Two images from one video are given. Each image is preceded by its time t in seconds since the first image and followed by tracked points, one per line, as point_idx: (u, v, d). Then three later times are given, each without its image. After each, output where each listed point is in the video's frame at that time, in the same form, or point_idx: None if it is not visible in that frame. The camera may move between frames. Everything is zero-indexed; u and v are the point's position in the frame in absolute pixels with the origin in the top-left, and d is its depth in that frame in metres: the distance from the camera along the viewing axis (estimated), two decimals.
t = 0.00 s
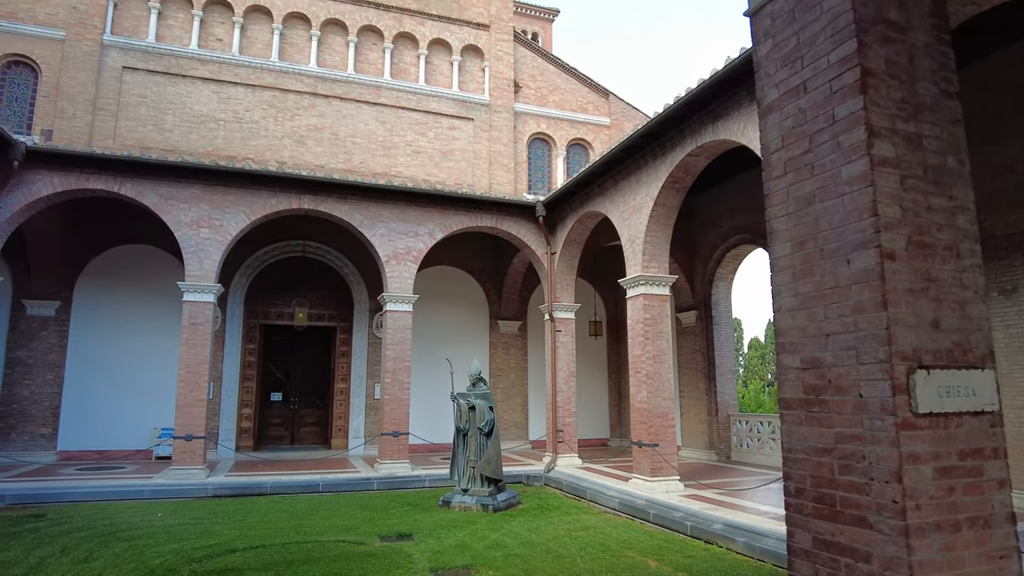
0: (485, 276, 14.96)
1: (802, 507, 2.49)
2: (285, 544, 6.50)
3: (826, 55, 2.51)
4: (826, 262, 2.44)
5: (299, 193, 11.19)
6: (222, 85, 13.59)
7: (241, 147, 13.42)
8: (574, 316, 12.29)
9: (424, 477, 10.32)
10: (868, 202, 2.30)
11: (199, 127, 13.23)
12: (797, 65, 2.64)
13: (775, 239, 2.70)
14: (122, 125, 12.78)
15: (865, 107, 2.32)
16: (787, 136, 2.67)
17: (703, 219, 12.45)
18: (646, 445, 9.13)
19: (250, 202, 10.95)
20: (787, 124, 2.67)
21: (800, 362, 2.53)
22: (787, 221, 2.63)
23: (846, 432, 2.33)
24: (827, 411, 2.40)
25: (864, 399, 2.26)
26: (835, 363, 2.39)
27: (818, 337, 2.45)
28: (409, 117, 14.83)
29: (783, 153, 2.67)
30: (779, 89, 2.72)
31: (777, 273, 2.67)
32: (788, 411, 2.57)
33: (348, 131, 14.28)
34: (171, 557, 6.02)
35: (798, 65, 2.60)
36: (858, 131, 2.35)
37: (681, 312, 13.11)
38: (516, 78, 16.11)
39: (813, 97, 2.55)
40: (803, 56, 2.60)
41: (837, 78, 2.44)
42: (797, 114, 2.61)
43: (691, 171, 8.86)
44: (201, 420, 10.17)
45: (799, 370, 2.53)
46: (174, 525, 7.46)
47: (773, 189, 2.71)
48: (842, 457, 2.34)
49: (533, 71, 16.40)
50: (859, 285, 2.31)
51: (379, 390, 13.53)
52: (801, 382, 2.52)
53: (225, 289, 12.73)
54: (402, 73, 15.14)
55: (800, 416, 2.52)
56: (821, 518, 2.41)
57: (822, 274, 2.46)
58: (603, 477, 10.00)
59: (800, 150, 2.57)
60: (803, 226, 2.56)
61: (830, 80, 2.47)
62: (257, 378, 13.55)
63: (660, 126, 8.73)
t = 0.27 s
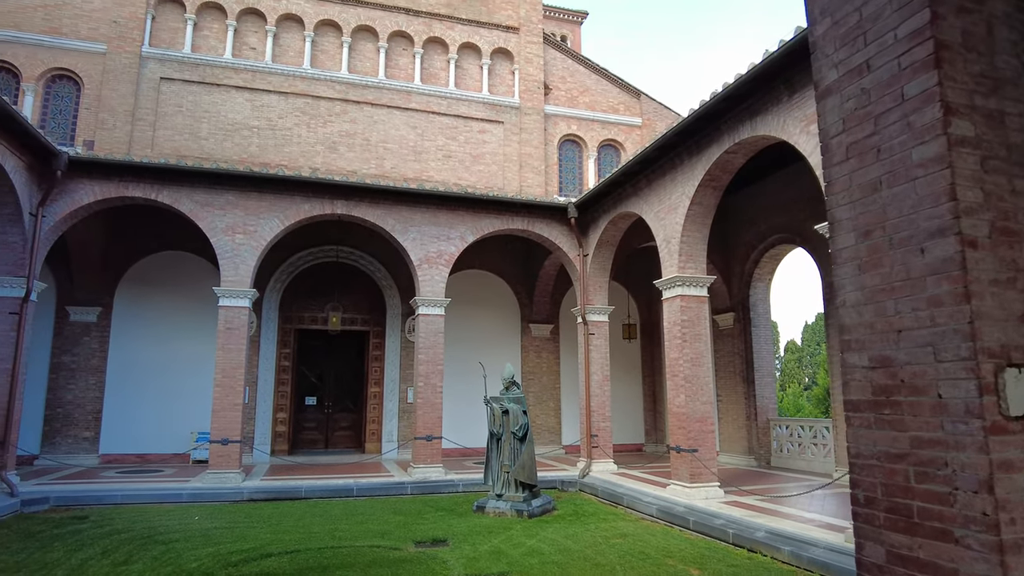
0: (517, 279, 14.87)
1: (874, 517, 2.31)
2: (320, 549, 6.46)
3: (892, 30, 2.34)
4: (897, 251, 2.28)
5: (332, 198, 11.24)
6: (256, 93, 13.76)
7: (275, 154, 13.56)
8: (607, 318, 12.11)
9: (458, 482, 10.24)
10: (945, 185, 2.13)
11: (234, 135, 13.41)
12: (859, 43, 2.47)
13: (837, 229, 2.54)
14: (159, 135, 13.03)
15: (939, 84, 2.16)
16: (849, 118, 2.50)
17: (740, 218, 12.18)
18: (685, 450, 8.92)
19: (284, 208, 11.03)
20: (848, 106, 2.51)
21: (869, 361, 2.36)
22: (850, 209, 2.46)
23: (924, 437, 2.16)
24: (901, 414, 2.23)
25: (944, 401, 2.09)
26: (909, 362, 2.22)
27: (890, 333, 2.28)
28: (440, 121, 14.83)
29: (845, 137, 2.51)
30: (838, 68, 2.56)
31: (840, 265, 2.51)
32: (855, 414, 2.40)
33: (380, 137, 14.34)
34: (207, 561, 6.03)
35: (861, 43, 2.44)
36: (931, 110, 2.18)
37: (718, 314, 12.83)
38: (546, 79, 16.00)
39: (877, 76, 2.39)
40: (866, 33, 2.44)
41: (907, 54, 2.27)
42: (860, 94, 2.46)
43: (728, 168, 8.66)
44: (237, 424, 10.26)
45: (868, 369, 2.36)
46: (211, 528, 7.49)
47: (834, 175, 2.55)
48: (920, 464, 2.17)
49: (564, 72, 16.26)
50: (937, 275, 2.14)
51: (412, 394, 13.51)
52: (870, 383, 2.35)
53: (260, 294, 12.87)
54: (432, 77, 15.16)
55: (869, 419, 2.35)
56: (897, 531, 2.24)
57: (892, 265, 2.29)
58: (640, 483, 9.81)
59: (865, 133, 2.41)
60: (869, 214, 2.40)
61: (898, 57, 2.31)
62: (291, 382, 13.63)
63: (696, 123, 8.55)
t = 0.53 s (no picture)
0: (545, 285, 14.75)
1: (940, 540, 2.05)
2: (349, 559, 6.40)
3: (954, 12, 2.12)
4: (963, 252, 2.05)
5: (359, 206, 11.27)
6: (285, 103, 13.89)
7: (304, 163, 13.66)
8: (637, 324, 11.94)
9: (486, 490, 10.13)
10: (1018, 179, 1.90)
11: (263, 145, 13.55)
12: (914, 29, 2.24)
13: (892, 229, 2.30)
14: (191, 146, 13.23)
15: (1011, 67, 1.93)
16: (904, 110, 2.26)
17: (773, 220, 11.90)
18: (719, 459, 8.70)
19: (312, 216, 11.08)
20: (903, 97, 2.27)
21: (930, 370, 2.12)
22: (907, 208, 2.22)
23: (998, 455, 1.91)
24: (968, 428, 1.99)
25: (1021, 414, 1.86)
26: (977, 372, 1.99)
27: (956, 340, 2.04)
28: (466, 127, 14.82)
29: (900, 130, 2.27)
30: (891, 56, 2.32)
31: (896, 268, 2.27)
32: (918, 429, 2.14)
33: (407, 144, 14.37)
34: (237, 571, 6.00)
35: (918, 28, 2.21)
36: (1001, 97, 1.95)
37: (751, 319, 12.55)
38: (573, 84, 15.89)
39: (937, 63, 2.15)
40: (923, 17, 2.21)
41: (971, 38, 2.04)
42: (917, 84, 2.21)
43: (761, 169, 8.45)
44: (267, 431, 10.29)
45: (929, 379, 2.12)
46: (241, 537, 7.49)
47: (887, 172, 2.31)
48: (993, 483, 1.92)
49: (590, 76, 16.13)
50: (1010, 279, 1.91)
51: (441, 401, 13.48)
52: (933, 394, 2.11)
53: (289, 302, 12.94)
54: (458, 84, 15.16)
55: (932, 435, 2.10)
56: (965, 557, 1.99)
57: (957, 267, 2.06)
58: (673, 493, 9.60)
59: (922, 125, 2.18)
60: (929, 213, 2.16)
61: (961, 40, 2.08)
62: (321, 389, 13.71)
63: (727, 124, 8.37)
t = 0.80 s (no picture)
0: (569, 298, 14.64)
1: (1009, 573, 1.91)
2: None
3: (1011, 8, 2.00)
4: None
5: (383, 220, 11.30)
6: (309, 120, 14.04)
7: (328, 179, 13.77)
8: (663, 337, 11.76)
9: (512, 507, 10.00)
10: None
11: (288, 161, 13.69)
12: (966, 26, 2.13)
13: (946, 238, 2.18)
14: (218, 163, 13.41)
15: None
16: (957, 112, 2.15)
17: (802, 231, 11.67)
18: (750, 476, 8.48)
19: (337, 231, 11.13)
20: (955, 98, 2.15)
21: (993, 389, 1.99)
22: (963, 216, 2.10)
23: None
24: None
25: None
26: None
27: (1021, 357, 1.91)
28: (488, 141, 14.83)
29: (953, 133, 2.15)
30: (942, 56, 2.21)
31: (952, 280, 2.15)
32: (981, 452, 2.01)
33: (430, 159, 14.42)
34: None
35: (971, 25, 2.09)
36: None
37: (780, 332, 12.30)
38: (595, 96, 15.84)
39: (994, 61, 2.04)
40: (976, 13, 2.10)
41: None
42: (971, 84, 2.10)
43: (790, 178, 8.30)
44: (292, 446, 10.29)
45: (992, 399, 1.99)
46: (266, 553, 7.45)
47: (940, 177, 2.19)
48: None
49: (612, 88, 16.07)
50: None
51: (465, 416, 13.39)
52: (996, 415, 1.98)
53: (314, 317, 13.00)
54: (480, 98, 15.21)
55: (996, 458, 1.97)
56: None
57: (1021, 278, 1.93)
58: (702, 510, 9.37)
59: (979, 127, 2.06)
60: (989, 221, 2.04)
61: (1019, 37, 1.96)
62: (345, 404, 13.71)
63: (755, 133, 8.23)
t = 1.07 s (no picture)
0: (591, 307, 14.51)
1: None
2: None
3: None
4: None
5: (406, 231, 11.30)
6: (332, 132, 14.14)
7: (351, 190, 13.84)
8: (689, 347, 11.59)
9: (536, 520, 9.87)
10: None
11: (312, 173, 13.79)
12: None
13: (1006, 239, 2.06)
14: (243, 176, 13.55)
15: None
16: (1016, 106, 2.04)
17: (830, 237, 11.45)
18: (780, 489, 8.27)
19: (360, 242, 11.15)
20: (1014, 91, 2.04)
21: None
22: None
23: None
24: None
25: None
26: None
27: None
28: (509, 151, 14.81)
29: (1012, 129, 2.04)
30: (999, 48, 2.10)
31: (1012, 284, 2.03)
32: None
33: (451, 169, 14.43)
34: None
35: None
36: None
37: (809, 340, 12.05)
38: (616, 104, 15.75)
39: None
40: None
41: None
42: None
43: (818, 184, 8.14)
44: (315, 457, 10.28)
45: None
46: (289, 565, 7.41)
47: (998, 176, 2.08)
48: None
49: (634, 96, 15.97)
50: None
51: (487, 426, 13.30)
52: None
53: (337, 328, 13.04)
54: (501, 109, 15.21)
55: None
56: None
57: None
58: (731, 524, 9.17)
59: None
60: None
61: None
62: (368, 415, 13.70)
63: (782, 138, 8.09)
